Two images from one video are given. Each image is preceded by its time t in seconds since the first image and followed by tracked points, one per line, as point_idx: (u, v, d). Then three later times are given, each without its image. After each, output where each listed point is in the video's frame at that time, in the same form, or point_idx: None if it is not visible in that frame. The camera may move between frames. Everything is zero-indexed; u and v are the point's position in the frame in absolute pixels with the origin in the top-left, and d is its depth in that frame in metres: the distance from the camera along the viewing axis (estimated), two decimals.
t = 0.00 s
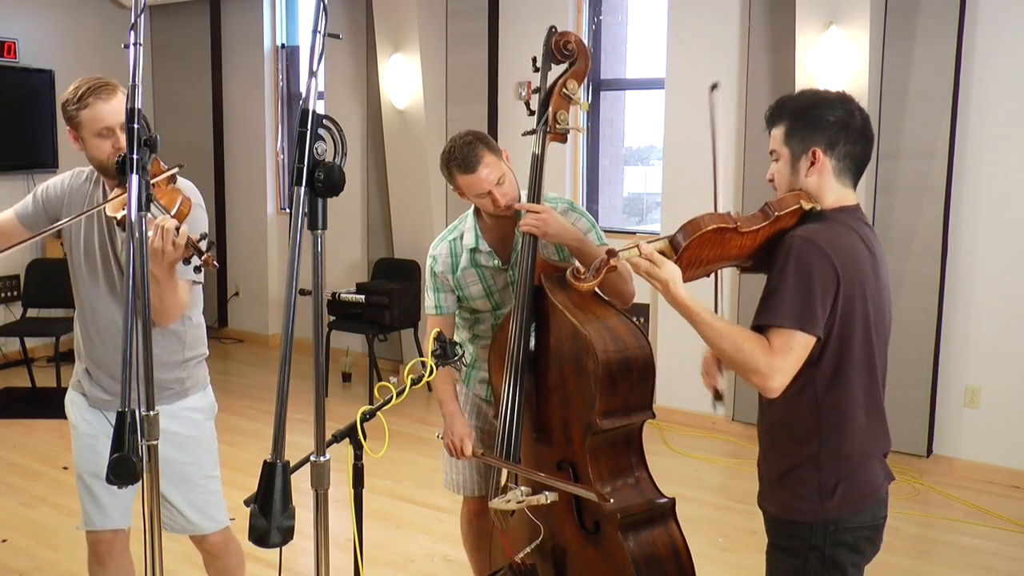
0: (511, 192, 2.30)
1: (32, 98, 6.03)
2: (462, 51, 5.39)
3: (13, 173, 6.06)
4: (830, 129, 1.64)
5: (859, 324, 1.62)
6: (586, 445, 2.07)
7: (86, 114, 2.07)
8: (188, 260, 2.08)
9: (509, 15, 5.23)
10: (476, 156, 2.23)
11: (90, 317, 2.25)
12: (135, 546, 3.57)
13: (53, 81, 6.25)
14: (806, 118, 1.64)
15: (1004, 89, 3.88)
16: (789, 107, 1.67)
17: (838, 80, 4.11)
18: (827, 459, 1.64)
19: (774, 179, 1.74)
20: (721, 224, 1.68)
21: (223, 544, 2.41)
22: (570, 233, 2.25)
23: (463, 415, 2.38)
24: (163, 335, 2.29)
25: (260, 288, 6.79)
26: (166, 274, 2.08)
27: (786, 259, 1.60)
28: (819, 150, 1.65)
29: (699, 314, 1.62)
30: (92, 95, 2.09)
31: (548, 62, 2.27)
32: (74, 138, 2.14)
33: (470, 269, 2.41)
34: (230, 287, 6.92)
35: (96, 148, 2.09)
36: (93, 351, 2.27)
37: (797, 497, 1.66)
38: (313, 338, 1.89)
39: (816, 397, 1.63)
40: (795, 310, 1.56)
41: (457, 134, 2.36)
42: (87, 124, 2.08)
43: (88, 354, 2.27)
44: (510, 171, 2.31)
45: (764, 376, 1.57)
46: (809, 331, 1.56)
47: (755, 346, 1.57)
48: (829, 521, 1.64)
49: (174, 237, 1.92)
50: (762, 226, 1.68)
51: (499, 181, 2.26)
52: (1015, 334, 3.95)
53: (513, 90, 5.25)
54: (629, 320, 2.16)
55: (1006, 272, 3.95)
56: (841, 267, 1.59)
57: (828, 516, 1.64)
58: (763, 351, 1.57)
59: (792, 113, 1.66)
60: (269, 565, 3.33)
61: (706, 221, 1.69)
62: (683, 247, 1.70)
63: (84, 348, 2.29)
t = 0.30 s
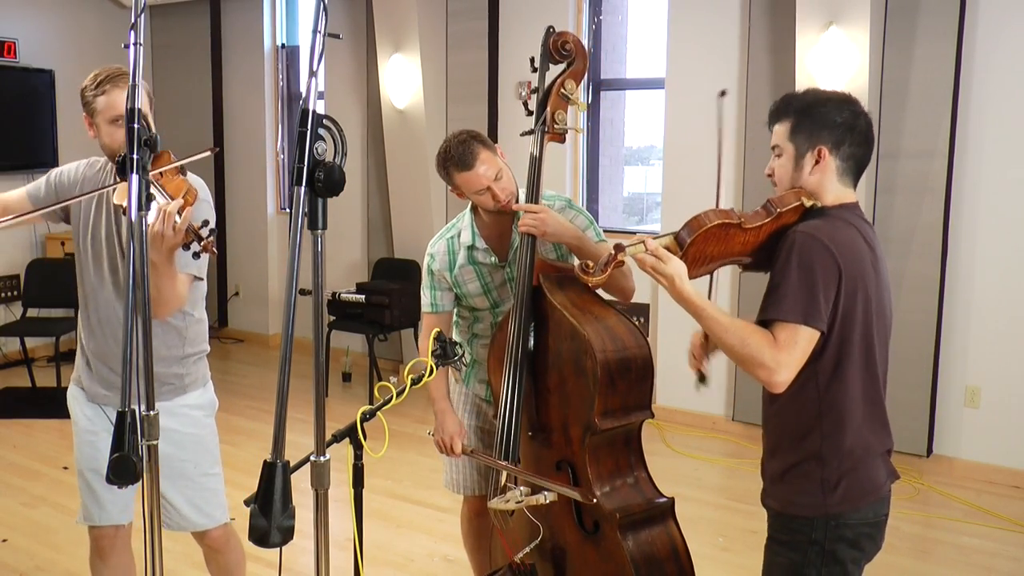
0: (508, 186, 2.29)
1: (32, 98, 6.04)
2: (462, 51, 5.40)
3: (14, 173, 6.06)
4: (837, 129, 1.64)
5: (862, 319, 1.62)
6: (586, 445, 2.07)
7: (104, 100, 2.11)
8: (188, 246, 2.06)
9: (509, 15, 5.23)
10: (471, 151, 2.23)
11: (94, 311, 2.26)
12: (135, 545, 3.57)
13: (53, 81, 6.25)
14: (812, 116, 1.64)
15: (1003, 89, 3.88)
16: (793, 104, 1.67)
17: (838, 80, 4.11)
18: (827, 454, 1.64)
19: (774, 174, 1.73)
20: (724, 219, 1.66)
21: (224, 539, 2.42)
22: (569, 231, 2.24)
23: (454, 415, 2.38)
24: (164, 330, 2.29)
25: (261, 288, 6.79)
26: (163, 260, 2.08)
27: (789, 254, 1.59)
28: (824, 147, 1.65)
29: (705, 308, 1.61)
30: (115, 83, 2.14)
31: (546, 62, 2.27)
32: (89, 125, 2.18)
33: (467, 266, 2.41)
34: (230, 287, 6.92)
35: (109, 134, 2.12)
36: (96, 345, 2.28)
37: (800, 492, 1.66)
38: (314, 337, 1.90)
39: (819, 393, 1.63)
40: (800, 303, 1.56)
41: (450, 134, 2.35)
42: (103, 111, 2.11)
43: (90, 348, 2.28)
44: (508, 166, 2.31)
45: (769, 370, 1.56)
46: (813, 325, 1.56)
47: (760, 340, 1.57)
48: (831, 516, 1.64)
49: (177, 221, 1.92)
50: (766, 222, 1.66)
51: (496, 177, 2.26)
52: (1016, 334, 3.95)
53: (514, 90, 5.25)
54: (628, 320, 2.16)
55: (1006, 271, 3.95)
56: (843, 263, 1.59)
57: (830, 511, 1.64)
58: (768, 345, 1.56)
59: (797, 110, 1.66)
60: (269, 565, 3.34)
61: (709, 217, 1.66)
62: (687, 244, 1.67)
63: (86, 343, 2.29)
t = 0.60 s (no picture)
0: (506, 184, 2.30)
1: (32, 98, 6.04)
2: (462, 51, 5.40)
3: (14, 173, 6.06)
4: (837, 129, 1.65)
5: (868, 321, 1.62)
6: (586, 445, 2.07)
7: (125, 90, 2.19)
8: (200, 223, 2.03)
9: (509, 16, 5.23)
10: (467, 148, 2.24)
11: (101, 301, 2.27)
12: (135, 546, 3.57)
13: (54, 81, 6.25)
14: (811, 118, 1.64)
15: (1003, 89, 3.88)
16: (790, 106, 1.67)
17: (838, 80, 4.11)
18: (830, 452, 1.64)
19: (776, 179, 1.73)
20: (731, 220, 1.65)
21: (225, 531, 2.43)
22: (569, 232, 2.25)
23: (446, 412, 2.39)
24: (169, 322, 2.30)
25: (261, 287, 6.79)
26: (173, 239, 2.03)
27: (794, 255, 1.59)
28: (826, 148, 1.65)
29: (709, 309, 1.61)
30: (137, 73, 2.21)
31: (545, 62, 2.27)
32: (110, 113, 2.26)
33: (466, 264, 2.41)
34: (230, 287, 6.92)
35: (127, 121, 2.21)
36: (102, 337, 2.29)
37: (801, 491, 1.66)
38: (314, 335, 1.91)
39: (825, 394, 1.63)
40: (805, 306, 1.56)
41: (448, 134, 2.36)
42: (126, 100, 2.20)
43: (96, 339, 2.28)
44: (505, 165, 2.32)
45: (771, 372, 1.56)
46: (818, 327, 1.56)
47: (763, 342, 1.56)
48: (831, 513, 1.64)
49: (189, 197, 1.91)
50: (772, 223, 1.65)
51: (493, 175, 2.26)
52: (1016, 334, 3.95)
53: (514, 90, 5.25)
54: (628, 320, 2.16)
55: (1007, 271, 3.94)
56: (848, 265, 1.59)
57: (831, 508, 1.64)
58: (771, 347, 1.56)
59: (794, 113, 1.66)
60: (269, 565, 3.33)
61: (717, 217, 1.65)
62: (695, 243, 1.67)
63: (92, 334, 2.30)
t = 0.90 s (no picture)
0: (501, 188, 2.30)
1: (33, 97, 6.04)
2: (462, 51, 5.40)
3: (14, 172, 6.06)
4: (833, 130, 1.64)
5: (868, 320, 1.62)
6: (586, 444, 2.07)
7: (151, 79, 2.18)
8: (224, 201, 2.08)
9: (509, 16, 5.23)
10: (462, 146, 2.24)
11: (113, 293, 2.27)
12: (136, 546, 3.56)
13: (54, 81, 6.25)
14: (809, 119, 1.64)
15: (1003, 88, 3.88)
16: (791, 107, 1.67)
17: (838, 80, 4.10)
18: (830, 450, 1.64)
19: (776, 178, 1.73)
20: (728, 223, 1.65)
21: (231, 519, 2.45)
22: (569, 232, 2.24)
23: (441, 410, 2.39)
24: (180, 313, 2.30)
25: (261, 287, 6.79)
26: (195, 217, 2.07)
27: (794, 256, 1.59)
28: (823, 149, 1.65)
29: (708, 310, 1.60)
30: (159, 63, 2.19)
31: (545, 62, 2.27)
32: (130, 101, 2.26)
33: (466, 263, 2.41)
34: (231, 287, 6.92)
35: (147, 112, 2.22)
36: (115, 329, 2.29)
37: (802, 490, 1.66)
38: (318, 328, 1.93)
39: (825, 393, 1.63)
40: (804, 306, 1.56)
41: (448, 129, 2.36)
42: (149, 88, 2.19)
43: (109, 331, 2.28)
44: (501, 170, 2.32)
45: (771, 373, 1.56)
46: (817, 327, 1.56)
47: (763, 343, 1.56)
48: (833, 512, 1.64)
49: (215, 171, 1.96)
50: (770, 225, 1.66)
51: (486, 178, 2.26)
52: (1015, 334, 3.95)
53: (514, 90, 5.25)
54: (628, 320, 2.16)
55: (1007, 271, 3.94)
56: (848, 265, 1.59)
57: (832, 507, 1.64)
58: (771, 348, 1.56)
59: (793, 114, 1.66)
60: (269, 565, 3.33)
61: (714, 219, 1.66)
62: (692, 246, 1.67)
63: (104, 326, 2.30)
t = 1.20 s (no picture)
0: (496, 190, 2.29)
1: (33, 97, 6.03)
2: (463, 51, 5.40)
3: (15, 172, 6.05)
4: (824, 131, 1.64)
5: (869, 320, 1.62)
6: (588, 444, 2.07)
7: (172, 75, 2.22)
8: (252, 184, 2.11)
9: (510, 15, 5.24)
10: (461, 147, 2.25)
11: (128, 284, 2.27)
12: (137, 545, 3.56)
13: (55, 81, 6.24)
14: (800, 121, 1.65)
15: (1005, 88, 3.88)
16: (783, 112, 1.67)
17: (839, 81, 4.10)
18: (832, 450, 1.64)
19: (772, 183, 1.73)
20: (728, 225, 1.66)
21: (239, 511, 2.45)
22: (569, 231, 2.24)
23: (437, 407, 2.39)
24: (197, 304, 2.31)
25: (262, 287, 6.79)
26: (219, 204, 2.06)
27: (793, 257, 1.59)
28: (816, 151, 1.65)
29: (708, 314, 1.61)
30: (182, 59, 2.24)
31: (547, 61, 2.27)
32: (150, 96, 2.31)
33: (467, 261, 2.41)
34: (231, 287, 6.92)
35: (170, 106, 2.26)
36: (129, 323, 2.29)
37: (804, 490, 1.66)
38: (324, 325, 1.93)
39: (826, 394, 1.63)
40: (805, 307, 1.56)
41: (449, 129, 2.36)
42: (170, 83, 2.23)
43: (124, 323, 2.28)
44: (500, 172, 2.32)
45: (774, 374, 1.56)
46: (818, 328, 1.56)
47: (766, 346, 1.56)
48: (834, 512, 1.64)
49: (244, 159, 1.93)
50: (769, 227, 1.66)
51: (483, 179, 2.26)
52: (1017, 333, 3.94)
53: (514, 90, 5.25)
54: (629, 320, 2.17)
55: (1008, 270, 3.94)
56: (848, 266, 1.59)
57: (834, 507, 1.64)
58: (773, 350, 1.56)
59: (785, 117, 1.66)
60: (270, 565, 3.33)
61: (713, 223, 1.66)
62: (693, 249, 1.67)
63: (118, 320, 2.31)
